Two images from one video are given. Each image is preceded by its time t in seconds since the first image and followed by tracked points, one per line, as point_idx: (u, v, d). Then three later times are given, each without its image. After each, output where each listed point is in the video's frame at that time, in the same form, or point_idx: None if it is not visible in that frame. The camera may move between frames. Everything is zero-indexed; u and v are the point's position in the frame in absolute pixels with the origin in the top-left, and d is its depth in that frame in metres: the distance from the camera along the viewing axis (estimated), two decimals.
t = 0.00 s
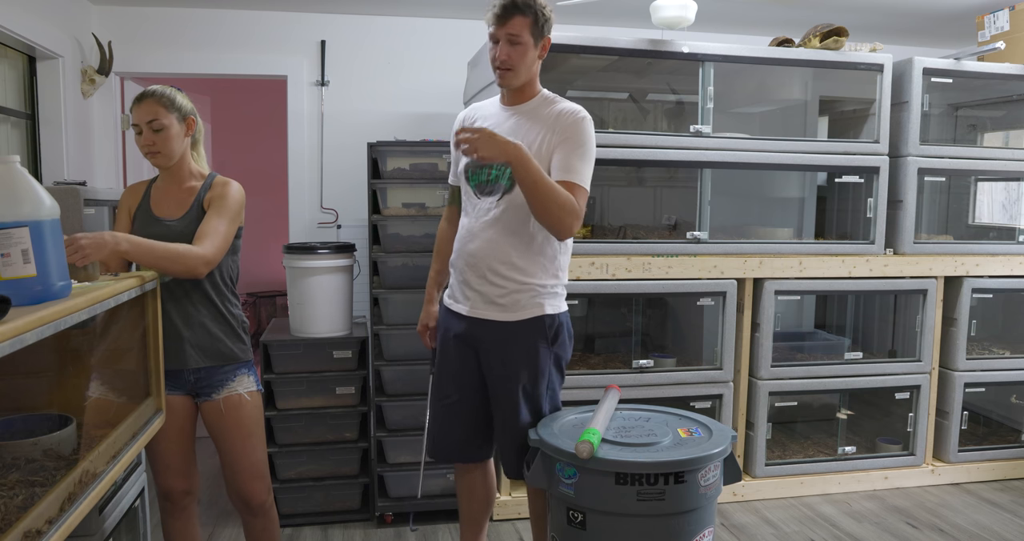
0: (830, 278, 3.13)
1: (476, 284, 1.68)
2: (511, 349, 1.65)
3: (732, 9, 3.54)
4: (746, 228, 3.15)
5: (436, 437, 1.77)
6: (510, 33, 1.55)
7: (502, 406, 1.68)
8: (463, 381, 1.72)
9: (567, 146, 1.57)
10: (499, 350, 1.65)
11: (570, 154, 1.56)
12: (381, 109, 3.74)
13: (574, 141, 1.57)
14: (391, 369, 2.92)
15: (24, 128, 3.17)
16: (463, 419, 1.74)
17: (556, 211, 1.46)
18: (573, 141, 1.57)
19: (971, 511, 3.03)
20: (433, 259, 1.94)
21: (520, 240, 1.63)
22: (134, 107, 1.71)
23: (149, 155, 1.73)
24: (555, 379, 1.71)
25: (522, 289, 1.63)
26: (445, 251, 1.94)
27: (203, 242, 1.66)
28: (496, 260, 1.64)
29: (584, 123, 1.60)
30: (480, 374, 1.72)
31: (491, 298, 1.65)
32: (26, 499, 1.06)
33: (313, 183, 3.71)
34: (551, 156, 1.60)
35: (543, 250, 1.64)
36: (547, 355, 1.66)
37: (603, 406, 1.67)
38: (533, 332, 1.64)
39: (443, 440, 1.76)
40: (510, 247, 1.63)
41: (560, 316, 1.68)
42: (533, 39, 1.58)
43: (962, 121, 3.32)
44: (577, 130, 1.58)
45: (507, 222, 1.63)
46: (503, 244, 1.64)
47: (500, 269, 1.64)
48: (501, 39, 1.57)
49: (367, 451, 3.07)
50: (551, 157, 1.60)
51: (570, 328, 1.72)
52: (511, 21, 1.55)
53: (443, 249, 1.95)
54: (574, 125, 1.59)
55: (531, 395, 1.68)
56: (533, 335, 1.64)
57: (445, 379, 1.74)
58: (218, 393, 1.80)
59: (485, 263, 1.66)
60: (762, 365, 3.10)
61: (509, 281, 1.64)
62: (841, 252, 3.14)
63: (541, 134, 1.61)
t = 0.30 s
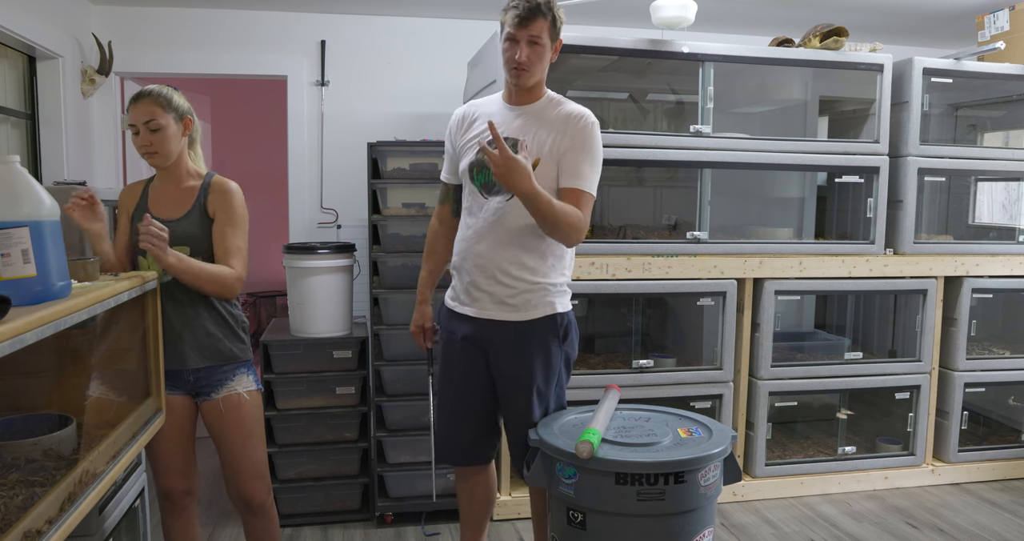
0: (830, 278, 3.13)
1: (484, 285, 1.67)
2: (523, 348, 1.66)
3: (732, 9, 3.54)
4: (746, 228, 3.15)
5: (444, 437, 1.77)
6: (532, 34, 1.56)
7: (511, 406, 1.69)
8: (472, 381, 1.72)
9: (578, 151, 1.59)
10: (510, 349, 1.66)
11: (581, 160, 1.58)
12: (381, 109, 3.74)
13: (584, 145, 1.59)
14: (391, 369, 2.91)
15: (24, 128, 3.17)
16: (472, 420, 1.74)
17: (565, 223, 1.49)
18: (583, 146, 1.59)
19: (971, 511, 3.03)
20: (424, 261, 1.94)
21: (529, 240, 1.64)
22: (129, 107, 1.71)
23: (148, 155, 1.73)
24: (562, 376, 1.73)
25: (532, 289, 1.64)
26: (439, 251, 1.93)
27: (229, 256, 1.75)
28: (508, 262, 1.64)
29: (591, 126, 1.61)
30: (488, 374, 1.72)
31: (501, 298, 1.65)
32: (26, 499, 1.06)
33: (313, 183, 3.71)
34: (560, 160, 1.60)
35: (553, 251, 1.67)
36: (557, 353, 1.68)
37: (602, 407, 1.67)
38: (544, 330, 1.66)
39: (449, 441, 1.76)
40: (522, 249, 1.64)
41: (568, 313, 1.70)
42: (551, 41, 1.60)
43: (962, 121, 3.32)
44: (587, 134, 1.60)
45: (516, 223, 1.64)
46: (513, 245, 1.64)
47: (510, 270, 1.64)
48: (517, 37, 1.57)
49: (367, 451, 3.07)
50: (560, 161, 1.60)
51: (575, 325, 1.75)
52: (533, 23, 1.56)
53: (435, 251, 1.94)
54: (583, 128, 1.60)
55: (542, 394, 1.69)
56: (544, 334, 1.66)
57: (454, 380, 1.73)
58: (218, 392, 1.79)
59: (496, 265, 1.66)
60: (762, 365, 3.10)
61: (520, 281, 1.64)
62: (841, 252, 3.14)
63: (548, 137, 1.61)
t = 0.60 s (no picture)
0: (830, 278, 3.13)
1: (492, 286, 1.68)
2: (533, 347, 1.67)
3: (732, 9, 3.54)
4: (746, 228, 3.15)
5: (448, 438, 1.76)
6: (557, 48, 1.54)
7: (519, 405, 1.71)
8: (479, 381, 1.72)
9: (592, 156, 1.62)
10: (519, 348, 1.67)
11: (596, 165, 1.61)
12: (381, 109, 3.74)
13: (597, 150, 1.62)
14: (391, 369, 2.91)
15: (24, 128, 3.17)
16: (478, 419, 1.74)
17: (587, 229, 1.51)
18: (597, 151, 1.62)
19: (971, 511, 3.03)
20: (422, 258, 1.90)
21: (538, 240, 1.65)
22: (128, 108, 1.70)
23: (147, 156, 1.72)
24: (567, 375, 1.76)
25: (539, 288, 1.66)
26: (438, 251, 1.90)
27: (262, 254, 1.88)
28: (516, 263, 1.66)
29: (602, 131, 1.64)
30: (495, 373, 1.72)
31: (508, 298, 1.66)
32: (26, 499, 1.07)
33: (313, 183, 3.71)
34: (574, 164, 1.63)
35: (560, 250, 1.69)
36: (564, 351, 1.71)
37: (603, 407, 1.67)
38: (553, 329, 1.68)
39: (453, 442, 1.76)
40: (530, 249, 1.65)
41: (574, 311, 1.72)
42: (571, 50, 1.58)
43: (962, 121, 3.33)
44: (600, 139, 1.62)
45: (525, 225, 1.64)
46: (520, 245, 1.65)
47: (518, 270, 1.66)
48: (536, 50, 1.55)
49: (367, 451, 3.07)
50: (574, 167, 1.63)
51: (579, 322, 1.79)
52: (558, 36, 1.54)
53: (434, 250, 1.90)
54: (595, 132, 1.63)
55: (549, 392, 1.72)
56: (553, 332, 1.68)
57: (460, 381, 1.73)
58: (222, 387, 1.80)
59: (504, 266, 1.66)
60: (762, 365, 3.10)
61: (528, 281, 1.66)
62: (841, 252, 3.14)
63: (562, 141, 1.63)
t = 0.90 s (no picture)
0: (830, 278, 3.13)
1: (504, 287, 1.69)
2: (544, 346, 1.69)
3: (731, 9, 3.54)
4: (746, 228, 3.16)
5: (457, 436, 1.76)
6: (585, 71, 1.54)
7: (529, 403, 1.72)
8: (490, 379, 1.73)
9: (610, 169, 1.65)
10: (530, 347, 1.69)
11: (612, 178, 1.66)
12: (381, 109, 3.74)
13: (614, 162, 1.66)
14: (391, 369, 2.91)
15: (24, 128, 3.17)
16: (487, 417, 1.75)
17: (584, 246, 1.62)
18: (615, 164, 1.66)
19: (971, 511, 3.03)
20: (431, 252, 1.86)
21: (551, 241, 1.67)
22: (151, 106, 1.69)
23: (168, 157, 1.71)
24: (577, 375, 1.77)
25: (551, 288, 1.68)
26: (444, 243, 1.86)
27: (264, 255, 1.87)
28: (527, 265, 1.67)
29: (618, 142, 1.67)
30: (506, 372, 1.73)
31: (522, 298, 1.68)
32: (26, 498, 1.07)
33: (313, 183, 3.71)
34: (590, 174, 1.66)
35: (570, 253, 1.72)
36: (574, 351, 1.73)
37: (604, 407, 1.67)
38: (564, 328, 1.70)
39: (462, 440, 1.76)
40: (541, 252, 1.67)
41: (583, 309, 1.75)
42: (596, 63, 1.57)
43: (962, 121, 3.33)
44: (617, 153, 1.67)
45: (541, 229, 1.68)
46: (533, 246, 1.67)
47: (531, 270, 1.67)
48: (560, 63, 1.53)
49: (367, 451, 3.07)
50: (588, 177, 1.66)
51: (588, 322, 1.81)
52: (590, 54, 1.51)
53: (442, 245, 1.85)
54: (612, 144, 1.66)
55: (559, 391, 1.73)
56: (564, 331, 1.71)
57: (470, 379, 1.74)
58: (239, 384, 1.82)
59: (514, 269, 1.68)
60: (762, 365, 3.10)
61: (541, 280, 1.68)
62: (841, 252, 3.14)
63: (580, 150, 1.65)
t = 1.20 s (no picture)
0: (830, 278, 3.13)
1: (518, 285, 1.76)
2: (555, 342, 1.72)
3: (732, 9, 3.54)
4: (745, 228, 3.16)
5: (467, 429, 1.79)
6: (585, 80, 1.52)
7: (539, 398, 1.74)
8: (502, 373, 1.77)
9: (623, 174, 1.63)
10: (542, 343, 1.72)
11: (625, 182, 1.62)
12: (381, 109, 3.74)
13: (626, 167, 1.63)
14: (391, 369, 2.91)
15: (24, 128, 3.18)
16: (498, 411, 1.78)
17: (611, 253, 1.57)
18: (628, 169, 1.63)
19: (971, 511, 3.03)
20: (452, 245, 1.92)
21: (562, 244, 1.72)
22: (194, 104, 1.71)
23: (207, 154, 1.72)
24: (590, 376, 1.79)
25: (564, 289, 1.71)
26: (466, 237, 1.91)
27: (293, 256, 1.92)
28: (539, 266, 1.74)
29: (630, 144, 1.64)
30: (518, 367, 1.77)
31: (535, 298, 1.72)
32: (26, 499, 1.08)
33: (313, 183, 3.71)
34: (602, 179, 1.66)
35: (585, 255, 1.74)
36: (586, 351, 1.75)
37: (603, 407, 1.65)
38: (575, 327, 1.73)
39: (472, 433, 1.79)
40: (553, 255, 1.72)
41: (596, 310, 1.78)
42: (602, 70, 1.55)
43: (962, 121, 3.33)
44: (630, 157, 1.64)
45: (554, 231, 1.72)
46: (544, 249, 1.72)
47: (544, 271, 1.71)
48: (560, 73, 1.52)
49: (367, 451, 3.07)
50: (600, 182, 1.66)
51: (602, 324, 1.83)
52: (590, 65, 1.50)
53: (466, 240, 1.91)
54: (624, 147, 1.64)
55: (569, 389, 1.75)
56: (575, 331, 1.73)
57: (483, 373, 1.78)
58: (257, 384, 1.82)
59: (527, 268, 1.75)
60: (762, 365, 3.10)
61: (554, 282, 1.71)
62: (841, 252, 3.14)
63: (589, 154, 1.65)
